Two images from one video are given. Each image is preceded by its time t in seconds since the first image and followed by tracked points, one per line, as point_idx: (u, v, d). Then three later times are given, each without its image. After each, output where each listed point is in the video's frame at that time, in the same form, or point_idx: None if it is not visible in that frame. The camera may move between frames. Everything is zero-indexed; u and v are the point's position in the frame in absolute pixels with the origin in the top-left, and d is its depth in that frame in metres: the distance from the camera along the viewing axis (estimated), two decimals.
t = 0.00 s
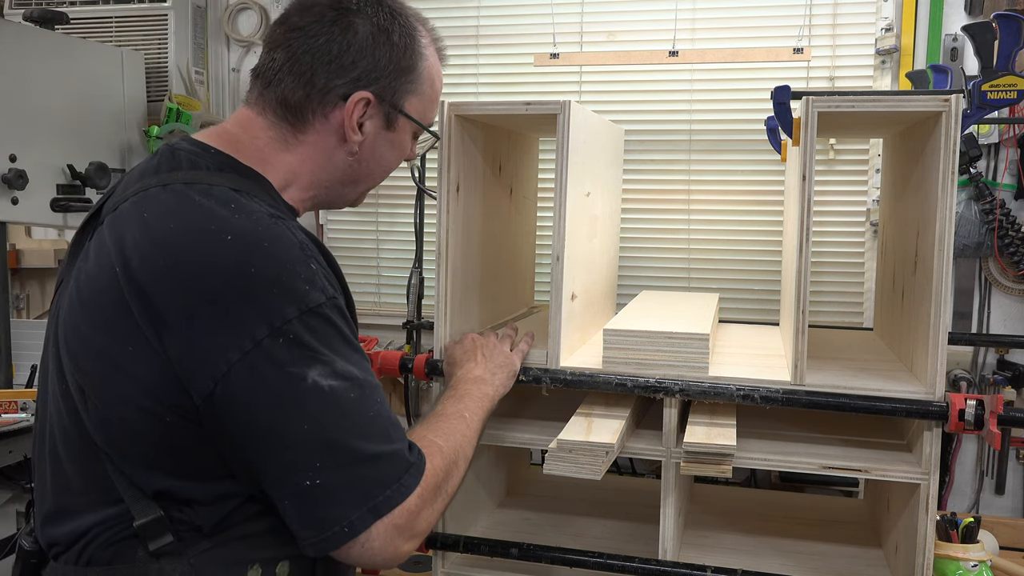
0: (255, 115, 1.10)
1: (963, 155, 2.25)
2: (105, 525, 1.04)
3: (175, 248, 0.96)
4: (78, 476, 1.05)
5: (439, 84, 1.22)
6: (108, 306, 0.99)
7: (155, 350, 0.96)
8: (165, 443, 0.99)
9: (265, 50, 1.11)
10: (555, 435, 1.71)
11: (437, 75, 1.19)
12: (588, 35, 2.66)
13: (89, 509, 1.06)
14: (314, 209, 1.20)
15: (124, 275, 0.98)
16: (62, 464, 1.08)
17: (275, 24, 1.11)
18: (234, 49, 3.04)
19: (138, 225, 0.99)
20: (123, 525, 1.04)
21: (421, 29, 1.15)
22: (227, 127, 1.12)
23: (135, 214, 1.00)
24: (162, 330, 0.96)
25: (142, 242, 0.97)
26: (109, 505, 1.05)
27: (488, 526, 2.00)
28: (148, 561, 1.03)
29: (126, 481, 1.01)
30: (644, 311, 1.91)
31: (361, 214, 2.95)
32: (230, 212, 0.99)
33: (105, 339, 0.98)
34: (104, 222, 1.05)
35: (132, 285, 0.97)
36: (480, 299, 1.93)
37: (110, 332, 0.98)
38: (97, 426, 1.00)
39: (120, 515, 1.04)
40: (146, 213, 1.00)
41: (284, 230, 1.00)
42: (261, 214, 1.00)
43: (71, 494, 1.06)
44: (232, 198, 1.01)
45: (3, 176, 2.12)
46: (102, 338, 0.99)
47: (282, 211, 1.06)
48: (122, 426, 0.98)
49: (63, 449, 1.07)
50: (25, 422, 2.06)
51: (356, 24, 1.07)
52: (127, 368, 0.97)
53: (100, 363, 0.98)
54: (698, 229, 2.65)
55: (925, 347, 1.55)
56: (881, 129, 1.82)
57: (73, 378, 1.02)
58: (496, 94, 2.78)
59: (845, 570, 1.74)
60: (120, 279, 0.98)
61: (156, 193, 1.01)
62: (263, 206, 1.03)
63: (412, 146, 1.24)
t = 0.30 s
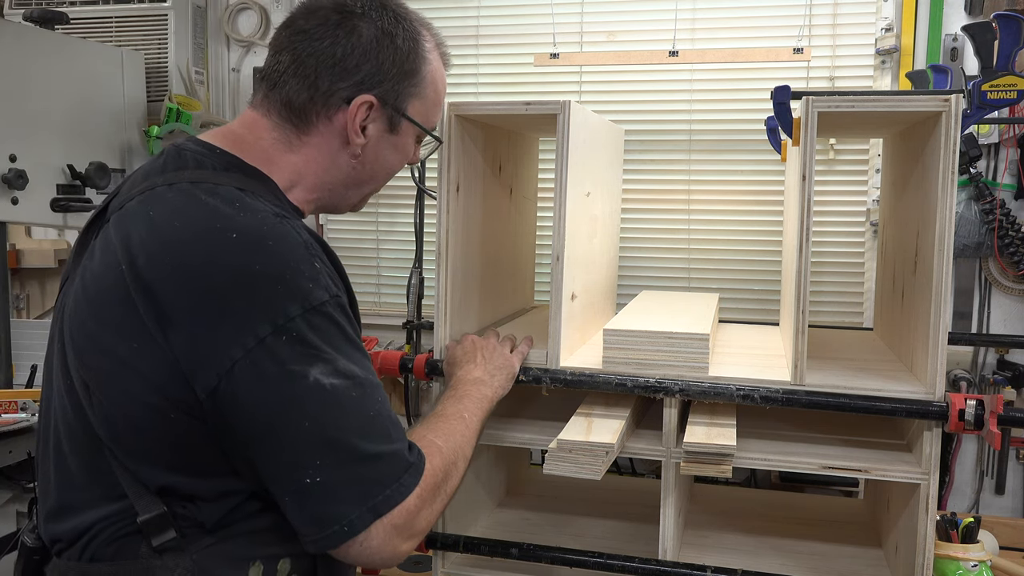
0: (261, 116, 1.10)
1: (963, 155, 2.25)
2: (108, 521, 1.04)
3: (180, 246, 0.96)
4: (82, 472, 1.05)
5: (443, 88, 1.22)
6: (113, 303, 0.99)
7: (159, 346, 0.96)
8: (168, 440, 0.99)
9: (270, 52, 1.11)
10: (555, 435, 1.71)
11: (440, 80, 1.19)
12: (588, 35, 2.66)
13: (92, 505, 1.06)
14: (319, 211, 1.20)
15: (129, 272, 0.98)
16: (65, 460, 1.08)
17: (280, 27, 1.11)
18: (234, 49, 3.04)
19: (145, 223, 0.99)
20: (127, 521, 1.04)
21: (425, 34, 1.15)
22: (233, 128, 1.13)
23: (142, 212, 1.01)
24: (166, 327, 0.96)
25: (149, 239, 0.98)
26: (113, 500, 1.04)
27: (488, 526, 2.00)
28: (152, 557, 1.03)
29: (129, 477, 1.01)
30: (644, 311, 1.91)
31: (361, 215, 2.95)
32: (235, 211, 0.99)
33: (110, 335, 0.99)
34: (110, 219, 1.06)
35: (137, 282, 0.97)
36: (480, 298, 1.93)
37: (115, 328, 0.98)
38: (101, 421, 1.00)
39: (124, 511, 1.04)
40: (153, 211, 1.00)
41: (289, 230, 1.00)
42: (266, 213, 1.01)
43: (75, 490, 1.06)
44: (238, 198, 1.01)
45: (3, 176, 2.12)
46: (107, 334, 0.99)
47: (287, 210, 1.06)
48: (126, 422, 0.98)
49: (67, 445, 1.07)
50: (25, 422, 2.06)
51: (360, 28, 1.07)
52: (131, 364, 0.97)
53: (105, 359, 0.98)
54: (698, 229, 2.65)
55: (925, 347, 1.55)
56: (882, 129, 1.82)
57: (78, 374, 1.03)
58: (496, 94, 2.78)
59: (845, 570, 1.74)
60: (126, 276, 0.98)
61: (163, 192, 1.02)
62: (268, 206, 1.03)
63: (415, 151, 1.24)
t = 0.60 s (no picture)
0: (265, 118, 1.11)
1: (963, 155, 2.26)
2: (105, 518, 1.04)
3: (179, 244, 0.96)
4: (81, 470, 1.06)
5: (447, 92, 1.22)
6: (112, 302, 0.99)
7: (157, 344, 0.96)
8: (168, 439, 1.00)
9: (274, 55, 1.11)
10: (555, 435, 1.71)
11: (444, 84, 1.19)
12: (588, 35, 2.66)
13: (90, 502, 1.06)
14: (322, 212, 1.19)
15: (129, 271, 0.98)
16: (65, 458, 1.08)
17: (285, 30, 1.12)
18: (234, 49, 3.04)
19: (146, 222, 0.99)
20: (124, 518, 1.04)
21: (430, 38, 1.15)
22: (236, 129, 1.13)
23: (142, 211, 1.01)
24: (165, 325, 0.96)
25: (149, 238, 0.98)
26: (110, 498, 1.05)
27: (488, 526, 2.00)
28: (148, 555, 1.03)
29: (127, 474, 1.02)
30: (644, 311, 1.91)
31: (361, 215, 2.95)
32: (235, 211, 0.99)
33: (109, 334, 0.99)
34: (112, 218, 1.06)
35: (137, 281, 0.97)
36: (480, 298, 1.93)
37: (113, 327, 0.98)
38: (100, 419, 1.00)
39: (120, 508, 1.04)
40: (154, 210, 1.00)
41: (289, 229, 1.00)
42: (265, 212, 1.00)
43: (74, 487, 1.07)
44: (237, 197, 1.01)
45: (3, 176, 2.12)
46: (105, 332, 0.99)
47: (287, 210, 1.05)
48: (125, 421, 0.98)
49: (66, 442, 1.07)
50: (25, 422, 2.05)
51: (365, 32, 1.07)
52: (130, 364, 0.97)
53: (105, 358, 0.98)
54: (698, 229, 2.65)
55: (925, 348, 1.55)
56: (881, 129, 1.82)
57: (77, 373, 1.03)
58: (496, 95, 2.78)
59: (845, 570, 1.74)
60: (126, 275, 0.98)
61: (165, 191, 1.02)
62: (268, 204, 1.03)
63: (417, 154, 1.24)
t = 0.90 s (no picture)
0: (266, 122, 1.10)
1: (964, 155, 2.26)
2: (98, 520, 1.05)
3: (175, 249, 0.96)
4: (78, 472, 1.06)
5: (454, 96, 1.21)
6: (109, 306, 1.00)
7: (154, 349, 0.97)
8: (169, 444, 1.00)
9: (277, 59, 1.10)
10: (555, 435, 1.71)
11: (451, 89, 1.18)
12: (588, 35, 2.66)
13: (85, 503, 1.06)
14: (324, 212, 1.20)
15: (124, 276, 0.98)
16: (64, 461, 1.09)
17: (288, 33, 1.10)
18: (234, 49, 3.04)
19: (141, 225, 0.99)
20: (116, 521, 1.04)
21: (436, 41, 1.13)
22: (237, 130, 1.12)
23: (139, 214, 1.01)
24: (161, 331, 0.96)
25: (145, 242, 0.98)
26: (104, 500, 1.05)
27: (488, 526, 2.00)
28: (141, 557, 1.04)
29: (125, 477, 1.02)
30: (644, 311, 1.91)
31: (361, 215, 2.95)
32: (230, 213, 0.99)
33: (106, 338, 0.99)
34: (109, 221, 1.06)
35: (132, 285, 0.97)
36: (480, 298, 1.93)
37: (111, 332, 0.99)
38: (99, 424, 1.01)
39: (114, 511, 1.04)
40: (149, 214, 1.00)
41: (283, 231, 1.00)
42: (260, 216, 1.00)
43: (71, 489, 1.07)
44: (233, 200, 1.01)
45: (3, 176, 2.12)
46: (103, 337, 0.99)
47: (283, 214, 1.05)
48: (123, 425, 0.99)
49: (65, 447, 1.08)
50: (26, 422, 2.05)
51: (368, 40, 1.06)
52: (128, 369, 0.98)
53: (103, 365, 0.99)
54: (698, 229, 2.65)
55: (925, 348, 1.55)
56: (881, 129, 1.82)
57: (76, 380, 1.03)
58: (496, 95, 2.78)
59: (844, 570, 1.74)
60: (121, 279, 0.98)
61: (161, 195, 1.02)
62: (263, 207, 1.02)
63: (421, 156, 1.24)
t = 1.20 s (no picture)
0: (266, 123, 1.10)
1: (964, 155, 2.27)
2: (98, 520, 1.05)
3: (178, 251, 0.96)
4: (78, 472, 1.06)
5: (453, 93, 1.21)
6: (111, 307, 0.99)
7: (157, 349, 0.97)
8: (171, 444, 1.00)
9: (276, 59, 1.10)
10: (555, 435, 1.71)
11: (450, 87, 1.18)
12: (588, 35, 2.66)
13: (85, 503, 1.06)
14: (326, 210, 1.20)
15: (127, 277, 0.98)
16: (64, 461, 1.08)
17: (286, 32, 1.10)
18: (234, 48, 3.04)
19: (143, 226, 0.99)
20: (115, 521, 1.04)
21: (434, 39, 1.13)
22: (237, 130, 1.13)
23: (141, 215, 1.01)
24: (164, 332, 0.96)
25: (146, 243, 0.98)
26: (105, 499, 1.05)
27: (488, 526, 2.00)
28: (140, 557, 1.03)
29: (125, 477, 1.02)
30: (644, 311, 1.91)
31: (361, 215, 2.95)
32: (233, 215, 0.99)
33: (108, 339, 0.99)
34: (109, 222, 1.06)
35: (134, 286, 0.97)
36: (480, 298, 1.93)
37: (113, 332, 0.99)
38: (101, 424, 1.00)
39: (114, 510, 1.04)
40: (151, 215, 1.00)
41: (285, 232, 1.00)
42: (262, 218, 1.00)
43: (70, 488, 1.07)
44: (235, 202, 1.01)
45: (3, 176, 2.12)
46: (105, 338, 0.99)
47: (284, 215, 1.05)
48: (126, 425, 0.99)
49: (65, 447, 1.07)
50: (26, 422, 2.05)
51: (366, 40, 1.06)
52: (131, 370, 0.98)
53: (105, 366, 0.99)
54: (698, 229, 2.65)
55: (925, 348, 1.55)
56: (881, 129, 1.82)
57: (77, 381, 1.03)
58: (495, 95, 2.78)
59: (844, 570, 1.74)
60: (123, 280, 0.98)
61: (162, 196, 1.02)
62: (264, 209, 1.02)
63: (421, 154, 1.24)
